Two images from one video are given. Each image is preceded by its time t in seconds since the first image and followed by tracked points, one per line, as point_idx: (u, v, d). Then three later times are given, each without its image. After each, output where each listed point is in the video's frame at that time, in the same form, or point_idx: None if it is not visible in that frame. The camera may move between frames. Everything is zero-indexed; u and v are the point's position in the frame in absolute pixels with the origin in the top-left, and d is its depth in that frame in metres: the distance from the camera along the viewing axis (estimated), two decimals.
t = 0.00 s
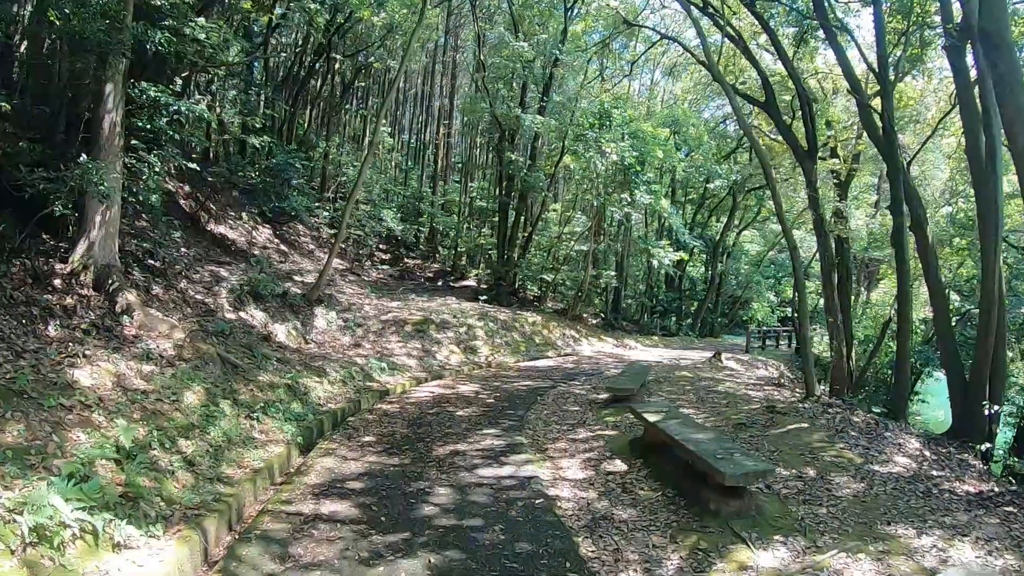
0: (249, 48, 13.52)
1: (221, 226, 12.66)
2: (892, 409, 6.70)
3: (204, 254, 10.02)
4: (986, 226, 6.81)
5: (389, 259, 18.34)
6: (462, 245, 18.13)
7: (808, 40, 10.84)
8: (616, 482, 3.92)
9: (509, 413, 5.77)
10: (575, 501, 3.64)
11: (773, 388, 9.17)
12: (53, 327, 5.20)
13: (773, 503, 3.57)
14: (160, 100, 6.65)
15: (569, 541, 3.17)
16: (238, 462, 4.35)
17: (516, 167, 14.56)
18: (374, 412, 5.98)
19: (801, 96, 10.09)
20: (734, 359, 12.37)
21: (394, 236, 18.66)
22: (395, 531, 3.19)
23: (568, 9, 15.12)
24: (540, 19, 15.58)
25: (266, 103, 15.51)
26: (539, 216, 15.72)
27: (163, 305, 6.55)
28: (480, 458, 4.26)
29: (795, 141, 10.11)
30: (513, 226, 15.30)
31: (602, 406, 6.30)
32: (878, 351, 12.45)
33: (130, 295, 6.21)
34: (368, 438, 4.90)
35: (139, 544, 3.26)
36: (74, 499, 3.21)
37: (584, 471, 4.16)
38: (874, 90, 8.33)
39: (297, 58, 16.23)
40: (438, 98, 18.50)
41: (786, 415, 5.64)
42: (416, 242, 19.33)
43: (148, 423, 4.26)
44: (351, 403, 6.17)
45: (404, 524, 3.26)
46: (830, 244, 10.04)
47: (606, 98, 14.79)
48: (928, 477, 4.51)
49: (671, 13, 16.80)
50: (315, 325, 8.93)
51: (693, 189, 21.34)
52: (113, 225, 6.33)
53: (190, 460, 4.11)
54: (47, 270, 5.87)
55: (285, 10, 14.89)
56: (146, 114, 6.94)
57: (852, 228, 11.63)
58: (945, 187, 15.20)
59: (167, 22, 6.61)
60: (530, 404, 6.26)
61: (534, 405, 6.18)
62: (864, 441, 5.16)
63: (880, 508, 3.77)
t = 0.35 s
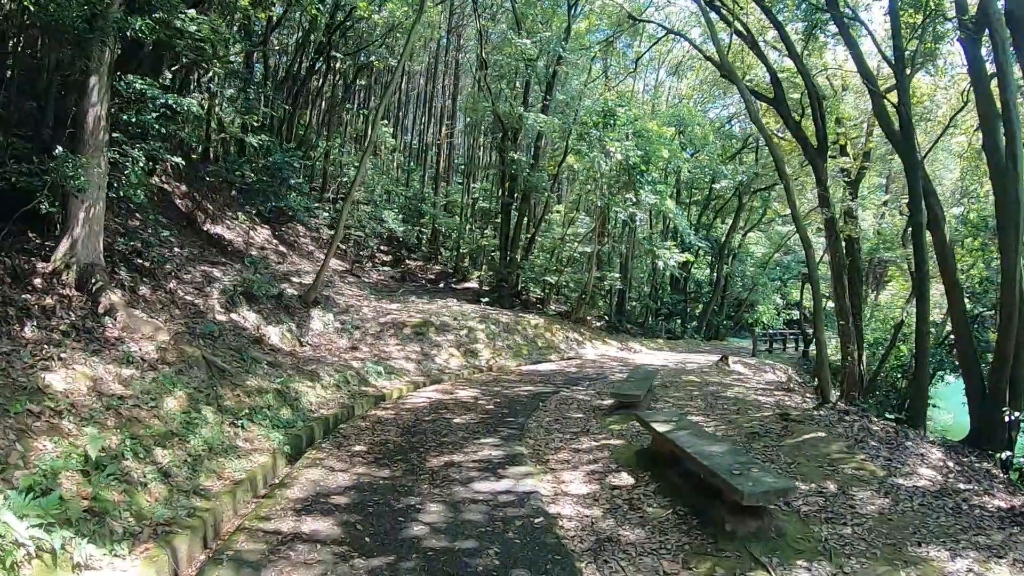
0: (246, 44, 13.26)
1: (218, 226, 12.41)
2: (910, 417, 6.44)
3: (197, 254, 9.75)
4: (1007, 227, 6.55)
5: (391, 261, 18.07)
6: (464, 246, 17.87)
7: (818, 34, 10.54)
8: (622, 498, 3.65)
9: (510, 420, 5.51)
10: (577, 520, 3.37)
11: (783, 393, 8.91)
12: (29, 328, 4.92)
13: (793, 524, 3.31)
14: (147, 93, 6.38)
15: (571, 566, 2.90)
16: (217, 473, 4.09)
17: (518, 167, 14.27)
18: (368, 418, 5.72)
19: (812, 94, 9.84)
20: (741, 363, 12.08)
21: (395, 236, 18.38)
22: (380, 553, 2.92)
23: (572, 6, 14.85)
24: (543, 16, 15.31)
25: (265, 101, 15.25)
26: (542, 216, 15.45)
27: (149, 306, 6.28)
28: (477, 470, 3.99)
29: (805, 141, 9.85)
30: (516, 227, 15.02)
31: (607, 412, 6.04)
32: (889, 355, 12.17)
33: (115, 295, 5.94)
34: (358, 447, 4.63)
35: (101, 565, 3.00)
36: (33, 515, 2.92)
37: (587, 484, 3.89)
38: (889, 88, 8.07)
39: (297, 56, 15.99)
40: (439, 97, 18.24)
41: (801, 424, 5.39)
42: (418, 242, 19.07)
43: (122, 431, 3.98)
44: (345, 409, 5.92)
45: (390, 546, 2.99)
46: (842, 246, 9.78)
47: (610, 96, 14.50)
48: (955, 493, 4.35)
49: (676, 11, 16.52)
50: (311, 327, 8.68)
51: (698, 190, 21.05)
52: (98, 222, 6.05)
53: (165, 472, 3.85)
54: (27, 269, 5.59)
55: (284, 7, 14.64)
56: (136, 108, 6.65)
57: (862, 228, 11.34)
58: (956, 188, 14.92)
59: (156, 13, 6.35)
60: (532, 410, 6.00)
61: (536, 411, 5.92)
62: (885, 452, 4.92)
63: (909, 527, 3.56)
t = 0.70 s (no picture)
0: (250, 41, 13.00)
1: (221, 226, 12.16)
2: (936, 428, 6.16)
3: (196, 254, 9.48)
4: None
5: (397, 262, 17.81)
6: (471, 247, 17.59)
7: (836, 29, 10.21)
8: (635, 522, 3.38)
9: (515, 430, 5.25)
10: (586, 547, 3.10)
11: (800, 400, 8.62)
12: (10, 331, 4.64)
13: (823, 553, 3.05)
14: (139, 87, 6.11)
15: None
16: (201, 489, 3.83)
17: (526, 167, 13.96)
18: (366, 427, 5.45)
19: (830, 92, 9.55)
20: (754, 368, 11.78)
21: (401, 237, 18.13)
22: None
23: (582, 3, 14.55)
24: (553, 14, 15.01)
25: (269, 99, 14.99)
26: (551, 217, 15.18)
27: (140, 308, 6.00)
28: (479, 487, 3.72)
29: (823, 141, 9.57)
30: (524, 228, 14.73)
31: (618, 422, 5.78)
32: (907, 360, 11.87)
33: (104, 297, 5.67)
34: (354, 459, 4.37)
35: None
36: None
37: (596, 503, 3.62)
38: (911, 86, 7.80)
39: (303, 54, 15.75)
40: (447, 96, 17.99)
41: (824, 437, 5.14)
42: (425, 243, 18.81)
43: (99, 443, 3.71)
44: (344, 418, 5.67)
45: None
46: (860, 248, 9.49)
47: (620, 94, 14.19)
48: (991, 516, 4.09)
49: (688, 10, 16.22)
50: (312, 330, 8.43)
51: (709, 192, 20.72)
52: (88, 221, 5.77)
53: (144, 488, 3.60)
54: (11, 269, 5.31)
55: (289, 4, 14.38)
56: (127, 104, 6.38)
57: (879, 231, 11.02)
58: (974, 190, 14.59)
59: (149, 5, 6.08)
60: (540, 420, 5.75)
61: (544, 421, 5.67)
62: (914, 468, 4.68)
63: (946, 556, 3.34)
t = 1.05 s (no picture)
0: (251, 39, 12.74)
1: (220, 226, 11.89)
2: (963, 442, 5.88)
3: (192, 255, 9.20)
4: None
5: (400, 266, 17.53)
6: (475, 251, 17.30)
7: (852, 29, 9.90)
8: (652, 545, 3.11)
9: (519, 441, 4.97)
10: (599, 573, 2.83)
11: (815, 410, 8.33)
12: None
13: None
14: (130, 76, 5.86)
15: None
16: (182, 502, 3.56)
17: (532, 169, 13.62)
18: (362, 435, 5.17)
19: (846, 93, 9.27)
20: (765, 376, 11.46)
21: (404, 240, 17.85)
22: None
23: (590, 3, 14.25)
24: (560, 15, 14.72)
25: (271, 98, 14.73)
26: (557, 221, 14.88)
27: (128, 308, 5.72)
28: (480, 504, 3.44)
29: (839, 144, 9.30)
30: (529, 232, 14.43)
31: (628, 433, 5.50)
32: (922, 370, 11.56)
33: (90, 295, 5.38)
34: (347, 471, 4.10)
35: None
36: None
37: (609, 523, 3.35)
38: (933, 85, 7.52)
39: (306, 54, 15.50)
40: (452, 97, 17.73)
41: (848, 450, 4.88)
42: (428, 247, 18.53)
43: (71, 451, 3.43)
44: (340, 426, 5.40)
45: None
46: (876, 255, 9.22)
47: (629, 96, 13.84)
48: None
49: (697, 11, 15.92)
50: (310, 333, 8.16)
51: (717, 197, 20.41)
52: (76, 216, 5.49)
53: (118, 501, 3.32)
54: None
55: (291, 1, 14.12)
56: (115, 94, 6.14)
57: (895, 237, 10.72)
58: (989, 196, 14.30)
59: None
60: (547, 430, 5.47)
61: (550, 431, 5.39)
62: (945, 484, 4.43)
63: None
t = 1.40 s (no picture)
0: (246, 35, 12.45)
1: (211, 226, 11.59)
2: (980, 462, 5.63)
3: (178, 254, 8.89)
4: None
5: (395, 271, 17.22)
6: (471, 256, 17.02)
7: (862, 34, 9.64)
8: None
9: (515, 455, 4.71)
10: None
11: (819, 426, 8.07)
12: None
13: None
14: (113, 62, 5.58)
15: None
16: (147, 520, 3.27)
17: (531, 173, 13.26)
18: (348, 447, 4.89)
19: (855, 101, 9.03)
20: (766, 389, 11.18)
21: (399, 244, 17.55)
22: None
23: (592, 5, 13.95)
24: (561, 17, 14.44)
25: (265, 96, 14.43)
26: (556, 227, 14.60)
27: (105, 307, 5.42)
28: (471, 529, 3.16)
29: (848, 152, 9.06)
30: (526, 238, 14.13)
31: (629, 448, 5.26)
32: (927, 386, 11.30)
33: (64, 292, 5.08)
34: (329, 487, 3.83)
35: None
36: None
37: (612, 551, 3.09)
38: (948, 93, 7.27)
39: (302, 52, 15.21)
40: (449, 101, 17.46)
41: (863, 470, 4.69)
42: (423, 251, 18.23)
43: (26, 462, 3.14)
44: (327, 434, 5.13)
45: None
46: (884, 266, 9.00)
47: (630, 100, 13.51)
48: None
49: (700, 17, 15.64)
50: (299, 337, 7.86)
51: (717, 207, 20.14)
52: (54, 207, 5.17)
53: (76, 517, 3.03)
54: None
55: None
56: (99, 82, 5.86)
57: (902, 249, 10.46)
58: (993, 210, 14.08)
59: None
60: (544, 443, 5.22)
61: (548, 445, 5.14)
62: (969, 507, 4.25)
63: None
